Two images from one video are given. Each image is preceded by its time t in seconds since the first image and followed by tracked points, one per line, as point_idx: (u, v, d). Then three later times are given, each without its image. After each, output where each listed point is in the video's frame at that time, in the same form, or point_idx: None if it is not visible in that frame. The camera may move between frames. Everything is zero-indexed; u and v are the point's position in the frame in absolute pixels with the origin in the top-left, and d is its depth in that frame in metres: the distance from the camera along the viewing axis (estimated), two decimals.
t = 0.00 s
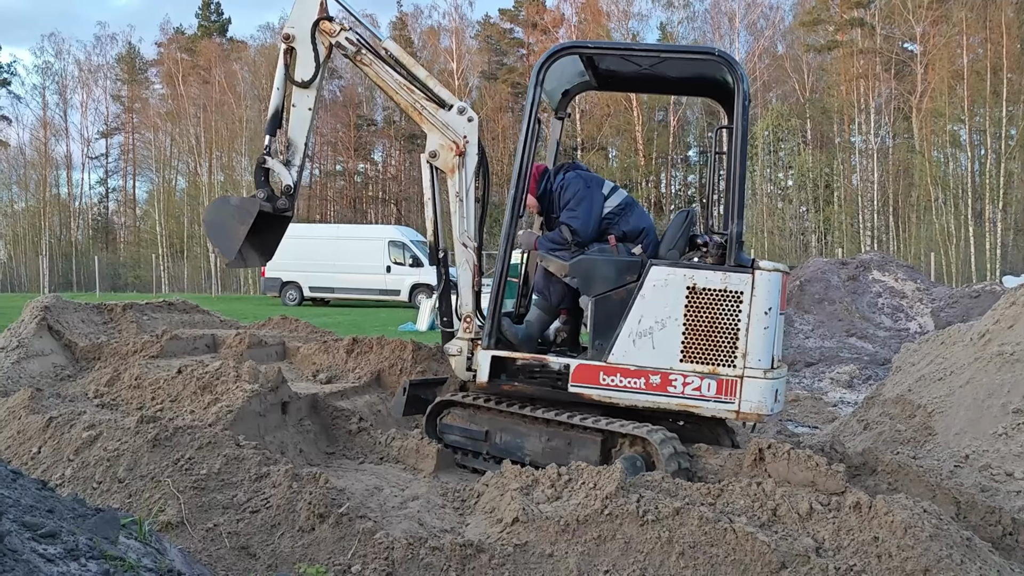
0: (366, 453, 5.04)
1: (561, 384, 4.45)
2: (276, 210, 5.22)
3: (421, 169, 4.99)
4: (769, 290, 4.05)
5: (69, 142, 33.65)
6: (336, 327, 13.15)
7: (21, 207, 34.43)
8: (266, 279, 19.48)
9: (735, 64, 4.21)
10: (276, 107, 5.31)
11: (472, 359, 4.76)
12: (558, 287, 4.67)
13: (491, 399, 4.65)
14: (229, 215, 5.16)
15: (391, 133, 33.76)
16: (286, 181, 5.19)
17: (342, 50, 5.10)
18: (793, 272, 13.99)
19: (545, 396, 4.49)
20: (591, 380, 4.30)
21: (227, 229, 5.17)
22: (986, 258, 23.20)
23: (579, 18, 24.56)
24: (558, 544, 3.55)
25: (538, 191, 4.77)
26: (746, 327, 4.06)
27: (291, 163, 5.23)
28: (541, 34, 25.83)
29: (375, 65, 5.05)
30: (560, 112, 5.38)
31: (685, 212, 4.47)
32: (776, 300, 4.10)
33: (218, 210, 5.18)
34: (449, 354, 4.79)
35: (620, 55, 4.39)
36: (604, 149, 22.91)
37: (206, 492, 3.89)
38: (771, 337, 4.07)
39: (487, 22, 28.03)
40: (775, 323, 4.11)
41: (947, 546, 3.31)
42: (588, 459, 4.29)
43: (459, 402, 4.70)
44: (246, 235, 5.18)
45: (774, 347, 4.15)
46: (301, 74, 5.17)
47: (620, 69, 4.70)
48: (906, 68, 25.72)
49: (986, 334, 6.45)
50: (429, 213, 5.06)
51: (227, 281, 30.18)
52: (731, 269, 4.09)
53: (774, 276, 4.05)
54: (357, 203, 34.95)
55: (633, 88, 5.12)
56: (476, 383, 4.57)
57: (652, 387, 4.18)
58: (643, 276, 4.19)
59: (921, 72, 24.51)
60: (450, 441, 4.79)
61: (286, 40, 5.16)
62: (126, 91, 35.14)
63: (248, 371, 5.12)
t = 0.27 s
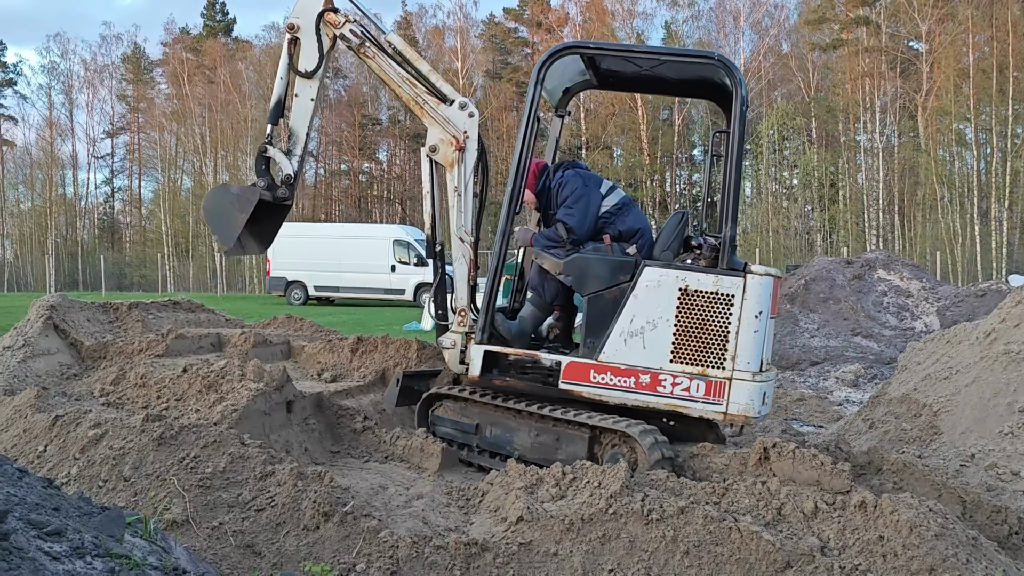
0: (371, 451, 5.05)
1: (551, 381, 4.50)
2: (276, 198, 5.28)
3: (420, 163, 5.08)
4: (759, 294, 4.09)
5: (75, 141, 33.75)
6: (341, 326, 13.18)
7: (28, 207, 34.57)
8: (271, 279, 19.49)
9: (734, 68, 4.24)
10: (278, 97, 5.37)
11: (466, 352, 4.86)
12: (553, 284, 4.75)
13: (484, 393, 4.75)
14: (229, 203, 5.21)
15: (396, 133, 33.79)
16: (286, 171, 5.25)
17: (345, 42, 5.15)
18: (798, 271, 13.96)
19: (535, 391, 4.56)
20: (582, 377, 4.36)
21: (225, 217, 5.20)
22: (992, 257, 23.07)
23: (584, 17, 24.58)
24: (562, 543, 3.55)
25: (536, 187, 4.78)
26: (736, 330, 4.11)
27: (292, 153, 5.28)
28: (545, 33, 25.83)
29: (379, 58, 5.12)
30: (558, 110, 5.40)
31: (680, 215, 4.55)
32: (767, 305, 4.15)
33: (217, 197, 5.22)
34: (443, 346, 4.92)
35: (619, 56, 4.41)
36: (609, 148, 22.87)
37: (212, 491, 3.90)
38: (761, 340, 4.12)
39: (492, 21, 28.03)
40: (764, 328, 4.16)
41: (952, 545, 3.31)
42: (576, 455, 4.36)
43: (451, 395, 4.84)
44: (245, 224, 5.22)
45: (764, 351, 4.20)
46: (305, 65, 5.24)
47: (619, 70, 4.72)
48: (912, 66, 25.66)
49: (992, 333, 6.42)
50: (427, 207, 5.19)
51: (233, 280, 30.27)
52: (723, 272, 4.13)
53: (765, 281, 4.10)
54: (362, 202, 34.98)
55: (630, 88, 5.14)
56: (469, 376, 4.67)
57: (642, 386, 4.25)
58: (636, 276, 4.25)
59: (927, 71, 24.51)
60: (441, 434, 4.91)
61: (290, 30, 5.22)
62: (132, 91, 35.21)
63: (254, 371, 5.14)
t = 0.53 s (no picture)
0: (378, 450, 5.05)
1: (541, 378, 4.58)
2: (273, 194, 5.45)
3: (417, 160, 5.24)
4: (748, 296, 4.16)
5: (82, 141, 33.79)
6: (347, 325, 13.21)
7: (35, 206, 34.62)
8: (278, 277, 19.49)
9: (728, 72, 4.29)
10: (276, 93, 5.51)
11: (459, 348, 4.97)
12: (545, 283, 4.82)
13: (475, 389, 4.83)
14: (226, 199, 5.39)
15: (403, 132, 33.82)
16: (282, 167, 5.38)
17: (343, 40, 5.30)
18: (805, 270, 13.91)
19: (525, 389, 4.64)
20: (572, 376, 4.43)
21: (222, 212, 5.39)
22: (1000, 257, 22.89)
23: (590, 16, 24.59)
24: (568, 542, 3.55)
25: (530, 186, 4.79)
26: (725, 332, 4.18)
27: (288, 149, 5.41)
28: (552, 32, 25.84)
29: (375, 55, 5.27)
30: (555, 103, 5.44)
31: (672, 215, 4.57)
32: (755, 307, 4.21)
33: (214, 192, 5.40)
34: (437, 342, 5.06)
35: (615, 56, 4.43)
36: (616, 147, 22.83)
37: (220, 489, 3.91)
38: (749, 341, 4.19)
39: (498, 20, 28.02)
40: (753, 330, 4.22)
41: (960, 545, 3.30)
42: (564, 453, 4.40)
43: (444, 390, 4.94)
44: (242, 218, 5.41)
45: (752, 352, 4.26)
46: (301, 61, 5.36)
47: (613, 68, 4.75)
48: (919, 65, 25.59)
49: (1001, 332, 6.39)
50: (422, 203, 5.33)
51: (240, 279, 30.30)
52: (712, 273, 4.19)
53: (754, 283, 4.16)
54: (368, 201, 35.04)
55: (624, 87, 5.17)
56: (461, 373, 4.77)
57: (631, 385, 4.31)
58: (627, 277, 4.32)
59: (935, 69, 24.44)
60: (434, 427, 5.01)
61: (287, 26, 5.35)
62: (139, 90, 35.21)
63: (261, 370, 5.18)
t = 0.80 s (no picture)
0: (385, 448, 5.06)
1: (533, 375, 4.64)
2: (270, 189, 5.49)
3: (413, 157, 5.30)
4: (737, 296, 4.23)
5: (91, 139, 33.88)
6: (355, 322, 13.24)
7: (44, 204, 34.69)
8: (285, 275, 19.54)
9: (721, 72, 4.29)
10: (273, 88, 5.57)
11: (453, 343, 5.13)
12: (538, 280, 4.86)
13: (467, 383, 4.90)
14: (223, 195, 5.42)
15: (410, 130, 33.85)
16: (280, 162, 5.46)
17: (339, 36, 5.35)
18: (812, 269, 13.89)
19: (516, 384, 4.72)
20: (563, 373, 4.50)
21: (220, 208, 5.43)
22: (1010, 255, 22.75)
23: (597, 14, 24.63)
24: (576, 540, 3.55)
25: (525, 183, 4.88)
26: (714, 331, 4.25)
27: (286, 144, 5.51)
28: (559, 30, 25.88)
29: (372, 51, 5.31)
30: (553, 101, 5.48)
31: (665, 214, 4.63)
32: (745, 306, 4.28)
33: (211, 188, 5.44)
34: (432, 336, 5.16)
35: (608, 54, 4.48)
36: (623, 144, 22.80)
37: (228, 485, 3.93)
38: (738, 341, 4.26)
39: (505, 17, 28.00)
40: (742, 329, 4.30)
41: (968, 544, 3.29)
42: (555, 448, 4.47)
43: (438, 384, 4.99)
44: (238, 214, 5.46)
45: (741, 351, 4.33)
46: (299, 57, 5.42)
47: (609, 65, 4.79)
48: (928, 63, 25.53)
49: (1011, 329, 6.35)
50: (418, 199, 5.38)
51: (247, 277, 30.35)
52: (702, 273, 4.27)
53: (744, 283, 4.23)
54: (375, 200, 35.11)
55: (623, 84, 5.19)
56: (454, 368, 4.85)
57: (622, 382, 4.39)
58: (619, 275, 4.40)
59: (944, 67, 24.36)
60: (428, 421, 5.11)
61: (285, 22, 5.40)
62: (147, 88, 35.29)
63: (269, 367, 5.21)
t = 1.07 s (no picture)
0: (392, 445, 5.07)
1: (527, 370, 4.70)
2: (271, 182, 5.51)
3: (413, 152, 5.32)
4: (730, 294, 4.23)
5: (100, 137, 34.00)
6: (362, 320, 13.29)
7: (53, 201, 34.82)
8: (293, 273, 19.59)
9: (714, 69, 4.29)
10: (274, 84, 5.60)
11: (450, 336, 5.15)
12: (533, 275, 4.88)
13: (463, 376, 5.00)
14: (224, 189, 5.44)
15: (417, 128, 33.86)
16: (281, 156, 5.49)
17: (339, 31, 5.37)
18: (820, 267, 13.86)
19: (511, 378, 4.80)
20: (556, 367, 4.55)
21: (221, 202, 5.45)
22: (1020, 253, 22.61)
23: (604, 12, 24.62)
24: (583, 537, 3.55)
25: (523, 176, 4.89)
26: (706, 329, 4.26)
27: (287, 139, 5.53)
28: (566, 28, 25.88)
29: (371, 46, 5.32)
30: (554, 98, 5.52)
31: (661, 211, 4.64)
32: (738, 304, 4.28)
33: (212, 182, 5.46)
34: (430, 330, 5.19)
35: (602, 52, 4.52)
36: (631, 142, 22.78)
37: (236, 482, 3.94)
38: (731, 338, 4.27)
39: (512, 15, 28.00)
40: (735, 326, 4.30)
41: (977, 543, 3.28)
42: (548, 442, 4.59)
43: (435, 377, 5.09)
44: (238, 208, 5.48)
45: (734, 348, 4.33)
46: (299, 53, 5.45)
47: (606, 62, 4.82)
48: (937, 61, 25.41)
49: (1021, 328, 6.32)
50: (418, 193, 5.40)
51: (255, 274, 30.44)
52: (695, 270, 4.27)
53: (737, 280, 4.23)
54: (383, 198, 35.17)
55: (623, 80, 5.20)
56: (450, 362, 4.93)
57: (614, 378, 4.43)
58: (613, 271, 4.41)
59: (953, 65, 24.27)
60: (426, 414, 5.19)
61: (286, 18, 5.43)
62: (155, 86, 35.38)
63: (276, 364, 5.24)
